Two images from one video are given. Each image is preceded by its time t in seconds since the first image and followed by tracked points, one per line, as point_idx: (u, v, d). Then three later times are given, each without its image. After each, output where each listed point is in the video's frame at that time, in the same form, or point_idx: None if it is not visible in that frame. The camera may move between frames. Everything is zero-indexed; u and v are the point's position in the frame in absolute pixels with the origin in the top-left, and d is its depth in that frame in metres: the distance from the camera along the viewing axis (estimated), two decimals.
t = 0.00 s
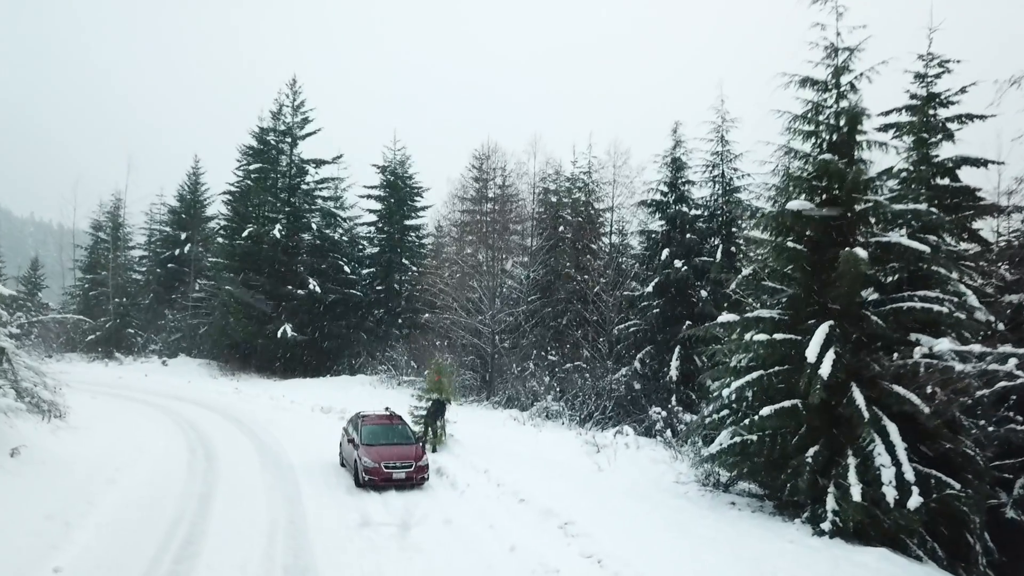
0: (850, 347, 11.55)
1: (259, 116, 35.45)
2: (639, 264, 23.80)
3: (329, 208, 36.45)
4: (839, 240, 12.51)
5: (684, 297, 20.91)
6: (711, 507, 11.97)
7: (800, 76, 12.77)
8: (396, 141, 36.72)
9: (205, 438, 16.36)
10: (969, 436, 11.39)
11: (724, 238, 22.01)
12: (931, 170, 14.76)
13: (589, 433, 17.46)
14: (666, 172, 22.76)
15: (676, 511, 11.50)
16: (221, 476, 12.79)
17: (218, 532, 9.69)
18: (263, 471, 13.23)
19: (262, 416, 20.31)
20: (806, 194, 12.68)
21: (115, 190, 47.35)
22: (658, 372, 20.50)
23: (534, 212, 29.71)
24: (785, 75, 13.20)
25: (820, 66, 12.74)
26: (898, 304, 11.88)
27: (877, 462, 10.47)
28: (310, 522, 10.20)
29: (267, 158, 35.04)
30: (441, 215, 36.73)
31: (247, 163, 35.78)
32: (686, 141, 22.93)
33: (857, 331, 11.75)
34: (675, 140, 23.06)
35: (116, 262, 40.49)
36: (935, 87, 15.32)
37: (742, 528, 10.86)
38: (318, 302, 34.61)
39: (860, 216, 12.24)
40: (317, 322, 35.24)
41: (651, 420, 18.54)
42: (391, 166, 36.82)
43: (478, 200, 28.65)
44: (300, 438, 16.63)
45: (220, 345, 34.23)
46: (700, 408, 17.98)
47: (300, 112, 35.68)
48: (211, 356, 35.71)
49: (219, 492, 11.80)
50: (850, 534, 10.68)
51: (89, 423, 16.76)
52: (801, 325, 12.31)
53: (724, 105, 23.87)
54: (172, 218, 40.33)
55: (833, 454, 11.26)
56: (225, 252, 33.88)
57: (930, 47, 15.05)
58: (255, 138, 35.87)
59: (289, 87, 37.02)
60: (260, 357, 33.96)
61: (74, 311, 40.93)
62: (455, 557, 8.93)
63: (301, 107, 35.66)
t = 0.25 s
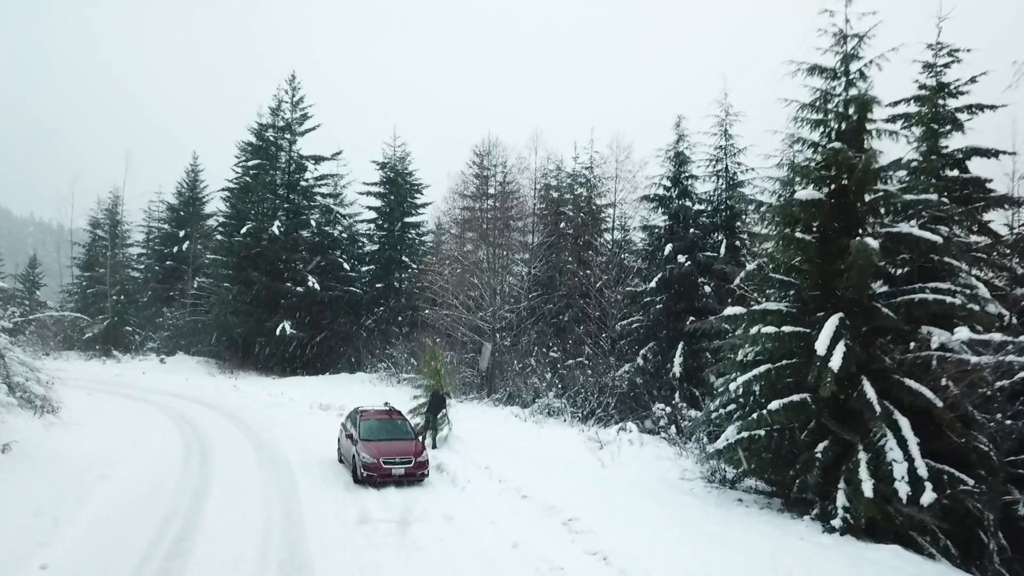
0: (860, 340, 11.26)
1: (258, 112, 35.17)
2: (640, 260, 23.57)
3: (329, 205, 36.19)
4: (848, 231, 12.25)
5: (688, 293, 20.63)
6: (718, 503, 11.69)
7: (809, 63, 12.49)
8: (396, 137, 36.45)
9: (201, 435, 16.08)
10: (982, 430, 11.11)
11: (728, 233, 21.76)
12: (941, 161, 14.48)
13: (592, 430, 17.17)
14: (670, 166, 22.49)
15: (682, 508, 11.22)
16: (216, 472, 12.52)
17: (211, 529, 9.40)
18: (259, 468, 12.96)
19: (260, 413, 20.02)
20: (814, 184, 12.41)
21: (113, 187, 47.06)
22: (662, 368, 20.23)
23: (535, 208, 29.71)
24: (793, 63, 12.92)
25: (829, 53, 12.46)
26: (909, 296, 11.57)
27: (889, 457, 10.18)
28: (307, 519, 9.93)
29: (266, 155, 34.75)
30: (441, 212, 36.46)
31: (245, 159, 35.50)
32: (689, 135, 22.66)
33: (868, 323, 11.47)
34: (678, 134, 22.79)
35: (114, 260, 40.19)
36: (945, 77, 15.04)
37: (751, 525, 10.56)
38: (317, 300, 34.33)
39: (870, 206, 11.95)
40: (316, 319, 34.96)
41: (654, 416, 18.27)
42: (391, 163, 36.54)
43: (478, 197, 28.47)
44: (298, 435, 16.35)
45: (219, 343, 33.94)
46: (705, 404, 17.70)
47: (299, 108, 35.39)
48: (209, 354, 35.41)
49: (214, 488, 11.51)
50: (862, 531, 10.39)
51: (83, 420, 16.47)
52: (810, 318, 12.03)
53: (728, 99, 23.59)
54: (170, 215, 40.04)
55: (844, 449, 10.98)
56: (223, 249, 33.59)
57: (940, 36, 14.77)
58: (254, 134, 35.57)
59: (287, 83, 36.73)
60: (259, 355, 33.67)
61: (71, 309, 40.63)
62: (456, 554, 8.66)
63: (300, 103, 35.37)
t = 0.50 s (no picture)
0: (869, 333, 11.01)
1: (256, 109, 34.91)
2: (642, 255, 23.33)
3: (328, 202, 35.93)
4: (856, 222, 12.00)
5: (691, 289, 20.38)
6: (725, 500, 11.42)
7: (817, 51, 12.22)
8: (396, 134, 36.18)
9: (197, 432, 15.81)
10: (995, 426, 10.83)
11: (731, 228, 21.51)
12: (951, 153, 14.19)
13: (594, 427, 16.91)
14: (673, 161, 22.24)
15: (688, 505, 10.95)
16: (211, 469, 12.24)
17: (205, 526, 9.15)
18: (256, 464, 12.71)
19: (258, 410, 19.75)
20: (823, 174, 12.14)
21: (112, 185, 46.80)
22: (665, 365, 19.96)
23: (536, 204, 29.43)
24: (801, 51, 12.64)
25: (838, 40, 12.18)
26: (920, 288, 11.26)
27: (901, 453, 9.91)
28: (304, 515, 9.66)
29: (265, 152, 34.47)
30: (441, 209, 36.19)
31: (244, 156, 35.22)
32: (692, 129, 22.40)
33: (876, 316, 11.25)
34: (681, 128, 22.54)
35: (111, 257, 39.93)
36: (955, 67, 14.76)
37: (759, 522, 10.29)
38: (317, 298, 34.06)
39: (881, 196, 11.69)
40: (315, 317, 34.71)
41: (657, 413, 17.99)
42: (391, 160, 36.28)
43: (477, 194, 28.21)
44: (295, 432, 16.08)
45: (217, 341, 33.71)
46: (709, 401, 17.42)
47: (298, 104, 35.10)
48: (208, 352, 35.16)
49: (208, 484, 11.24)
50: (874, 529, 10.11)
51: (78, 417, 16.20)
52: (818, 312, 11.79)
53: (731, 93, 23.32)
54: (168, 212, 39.78)
55: (854, 445, 10.71)
56: (222, 246, 33.33)
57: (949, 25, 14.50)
58: (252, 131, 35.28)
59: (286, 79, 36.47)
60: (258, 353, 33.42)
61: (69, 307, 40.37)
62: (456, 551, 8.38)
63: (299, 100, 35.08)
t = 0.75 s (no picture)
0: (881, 329, 10.72)
1: (255, 106, 34.62)
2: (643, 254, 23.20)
3: (327, 200, 35.62)
4: (866, 215, 11.73)
5: (694, 286, 20.13)
6: (732, 500, 11.16)
7: (826, 40, 11.94)
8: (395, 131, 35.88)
9: (193, 430, 15.55)
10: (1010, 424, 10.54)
11: (735, 225, 21.25)
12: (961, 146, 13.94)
13: (597, 425, 16.63)
14: (676, 157, 21.98)
15: (694, 505, 10.68)
16: (205, 468, 11.97)
17: (197, 526, 8.88)
18: (252, 462, 12.45)
19: (255, 409, 19.48)
20: (832, 166, 11.84)
21: (110, 183, 46.53)
22: (668, 363, 19.70)
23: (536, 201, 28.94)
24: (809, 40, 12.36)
25: (847, 29, 11.90)
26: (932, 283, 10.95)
27: (914, 451, 9.62)
28: (299, 515, 9.38)
29: (264, 149, 34.18)
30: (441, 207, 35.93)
31: (242, 153, 34.93)
32: (696, 125, 22.15)
33: (887, 312, 10.97)
34: (684, 124, 22.27)
35: (109, 255, 39.66)
36: (965, 58, 14.49)
37: (767, 523, 10.01)
38: (316, 296, 33.77)
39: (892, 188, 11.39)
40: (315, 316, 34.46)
41: (660, 412, 17.71)
42: (390, 157, 36.00)
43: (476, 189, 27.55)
44: (292, 431, 15.78)
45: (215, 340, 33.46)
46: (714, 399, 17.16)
47: (297, 101, 34.81)
48: (206, 351, 34.90)
49: (202, 483, 10.97)
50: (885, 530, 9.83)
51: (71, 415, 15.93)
52: (827, 307, 11.52)
53: (735, 87, 23.02)
54: (166, 210, 39.52)
55: (865, 444, 10.43)
56: (220, 244, 33.06)
57: (959, 16, 14.23)
58: (251, 128, 34.99)
59: (285, 76, 36.16)
60: (256, 352, 33.16)
61: (66, 305, 40.11)
62: (456, 552, 8.08)
63: (298, 96, 34.78)
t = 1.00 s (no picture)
0: (892, 327, 10.42)
1: (254, 103, 34.35)
2: (645, 252, 22.93)
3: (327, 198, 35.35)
4: (876, 211, 11.43)
5: (698, 284, 19.87)
6: (740, 503, 10.90)
7: (835, 32, 11.68)
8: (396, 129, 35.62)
9: (188, 430, 15.30)
10: None
11: (739, 223, 21.00)
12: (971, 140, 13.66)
13: (599, 426, 16.35)
14: (679, 153, 21.73)
15: (701, 508, 10.41)
16: (200, 469, 11.71)
17: (189, 529, 8.62)
18: (248, 463, 12.19)
19: (253, 408, 19.21)
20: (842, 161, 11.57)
21: (108, 182, 46.26)
22: (671, 363, 19.44)
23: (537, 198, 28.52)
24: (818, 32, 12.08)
25: (857, 20, 11.61)
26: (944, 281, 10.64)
27: (927, 453, 9.33)
28: (294, 518, 9.10)
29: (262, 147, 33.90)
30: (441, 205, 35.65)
31: (241, 151, 34.66)
32: (699, 121, 21.88)
33: (898, 310, 10.68)
34: (687, 120, 22.03)
35: (107, 254, 39.41)
36: (975, 52, 14.20)
37: (776, 526, 9.74)
38: (315, 295, 33.47)
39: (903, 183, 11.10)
40: (314, 315, 34.20)
41: (663, 412, 17.43)
42: (391, 155, 35.73)
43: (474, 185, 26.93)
44: (289, 431, 15.49)
45: (213, 339, 33.20)
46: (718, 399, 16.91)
47: (296, 98, 34.54)
48: (204, 350, 34.64)
49: (195, 485, 10.71)
50: (898, 534, 9.55)
51: (65, 415, 15.66)
52: (836, 305, 11.25)
53: (739, 83, 22.74)
54: (165, 209, 39.26)
55: (876, 445, 10.15)
56: (218, 242, 32.78)
57: (970, 8, 13.95)
58: (250, 125, 34.72)
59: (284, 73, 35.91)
60: (255, 351, 32.89)
61: (63, 304, 39.86)
62: (457, 557, 7.82)
63: (297, 94, 34.51)
